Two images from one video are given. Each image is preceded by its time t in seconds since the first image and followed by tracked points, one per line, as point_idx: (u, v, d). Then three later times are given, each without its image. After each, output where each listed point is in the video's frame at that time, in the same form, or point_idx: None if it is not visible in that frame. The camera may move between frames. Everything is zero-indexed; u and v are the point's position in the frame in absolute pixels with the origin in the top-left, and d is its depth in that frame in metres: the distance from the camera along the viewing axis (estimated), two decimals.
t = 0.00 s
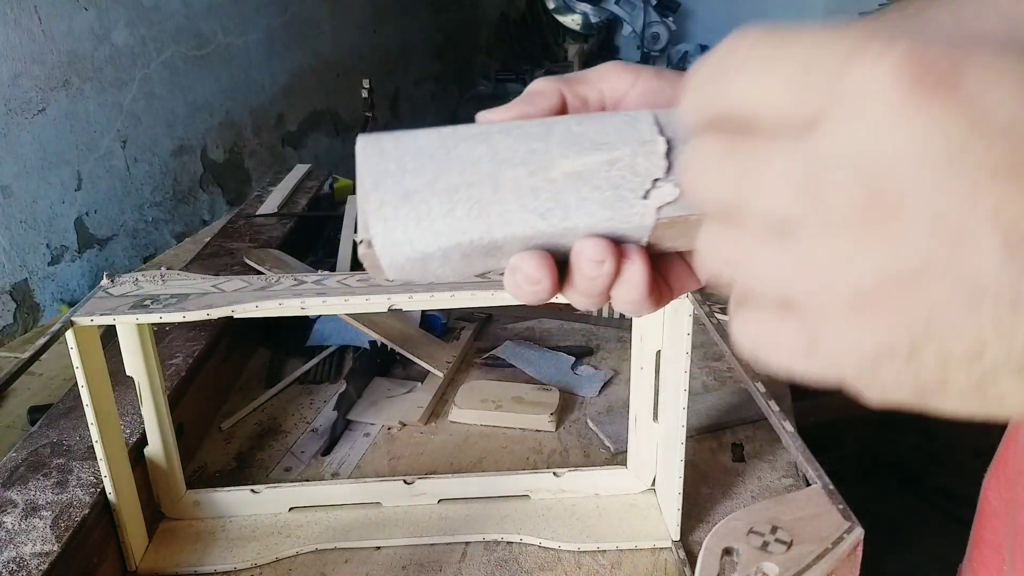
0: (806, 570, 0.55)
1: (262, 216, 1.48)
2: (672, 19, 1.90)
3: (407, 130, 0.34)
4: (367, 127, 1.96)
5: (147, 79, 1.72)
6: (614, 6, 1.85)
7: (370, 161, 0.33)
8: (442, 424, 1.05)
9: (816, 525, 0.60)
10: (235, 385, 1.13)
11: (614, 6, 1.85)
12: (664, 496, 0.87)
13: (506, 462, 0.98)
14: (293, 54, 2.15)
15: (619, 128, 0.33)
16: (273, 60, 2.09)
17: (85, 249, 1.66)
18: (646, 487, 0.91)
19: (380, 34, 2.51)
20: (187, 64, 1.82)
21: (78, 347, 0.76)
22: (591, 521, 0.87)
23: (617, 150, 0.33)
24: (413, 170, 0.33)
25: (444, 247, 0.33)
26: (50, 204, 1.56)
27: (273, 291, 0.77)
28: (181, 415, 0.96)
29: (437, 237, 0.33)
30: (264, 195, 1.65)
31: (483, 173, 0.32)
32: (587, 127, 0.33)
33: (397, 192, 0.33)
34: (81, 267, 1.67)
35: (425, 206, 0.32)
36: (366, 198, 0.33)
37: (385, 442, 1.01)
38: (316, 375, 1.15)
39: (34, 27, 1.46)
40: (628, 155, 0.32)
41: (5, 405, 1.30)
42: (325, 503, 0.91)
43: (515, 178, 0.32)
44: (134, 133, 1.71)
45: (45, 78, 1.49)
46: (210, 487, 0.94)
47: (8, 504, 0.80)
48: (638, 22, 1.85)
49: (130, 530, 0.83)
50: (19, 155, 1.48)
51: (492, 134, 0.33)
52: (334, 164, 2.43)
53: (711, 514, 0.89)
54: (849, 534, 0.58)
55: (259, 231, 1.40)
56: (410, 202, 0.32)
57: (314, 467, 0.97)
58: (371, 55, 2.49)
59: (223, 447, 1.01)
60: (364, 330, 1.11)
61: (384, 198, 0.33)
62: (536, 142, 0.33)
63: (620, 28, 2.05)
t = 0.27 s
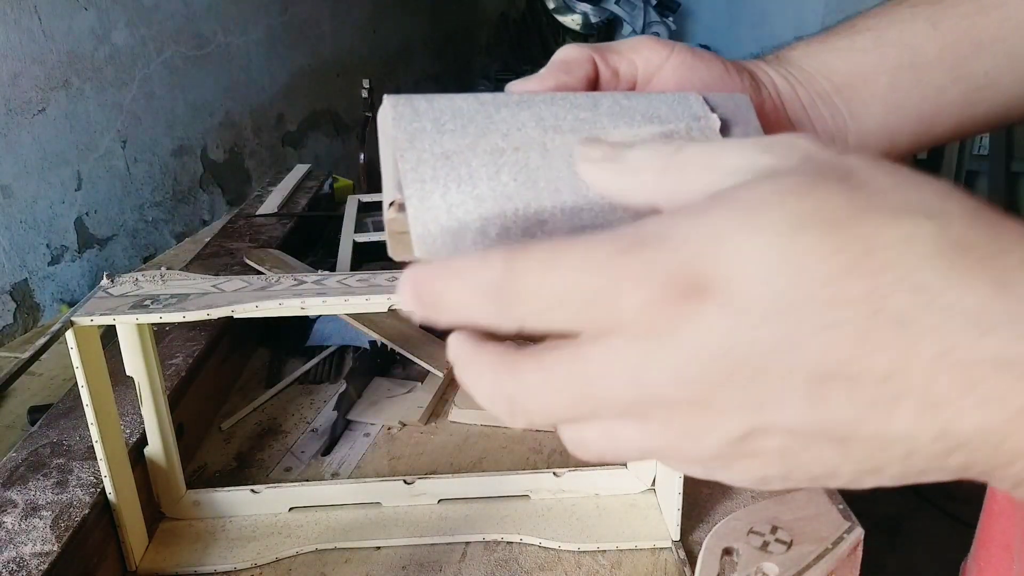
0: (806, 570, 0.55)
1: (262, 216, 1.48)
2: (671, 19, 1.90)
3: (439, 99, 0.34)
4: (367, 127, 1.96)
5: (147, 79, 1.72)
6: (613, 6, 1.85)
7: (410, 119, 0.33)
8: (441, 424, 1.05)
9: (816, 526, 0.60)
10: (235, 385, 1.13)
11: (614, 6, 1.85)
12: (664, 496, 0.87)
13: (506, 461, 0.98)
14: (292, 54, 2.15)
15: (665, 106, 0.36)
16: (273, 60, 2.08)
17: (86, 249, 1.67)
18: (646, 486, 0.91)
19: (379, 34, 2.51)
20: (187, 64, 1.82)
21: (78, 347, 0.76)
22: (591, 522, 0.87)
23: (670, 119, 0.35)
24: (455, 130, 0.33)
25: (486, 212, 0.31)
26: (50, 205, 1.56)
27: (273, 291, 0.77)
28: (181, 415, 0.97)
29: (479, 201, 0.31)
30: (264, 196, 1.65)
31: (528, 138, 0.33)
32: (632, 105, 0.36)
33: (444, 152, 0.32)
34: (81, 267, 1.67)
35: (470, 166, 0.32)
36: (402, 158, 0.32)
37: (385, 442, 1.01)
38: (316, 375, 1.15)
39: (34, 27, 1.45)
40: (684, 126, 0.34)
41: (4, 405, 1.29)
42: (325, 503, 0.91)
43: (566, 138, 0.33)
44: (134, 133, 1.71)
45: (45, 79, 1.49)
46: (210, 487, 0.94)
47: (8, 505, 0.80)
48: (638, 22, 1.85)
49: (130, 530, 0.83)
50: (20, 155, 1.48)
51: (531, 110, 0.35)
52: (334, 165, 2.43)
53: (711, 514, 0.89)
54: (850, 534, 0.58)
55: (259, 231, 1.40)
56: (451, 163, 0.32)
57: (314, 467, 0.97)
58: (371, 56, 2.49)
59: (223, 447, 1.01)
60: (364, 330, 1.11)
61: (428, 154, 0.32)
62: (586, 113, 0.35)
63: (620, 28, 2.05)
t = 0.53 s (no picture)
0: (806, 569, 0.56)
1: (262, 216, 1.48)
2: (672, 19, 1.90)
3: (457, 135, 0.43)
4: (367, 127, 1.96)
5: (147, 79, 1.72)
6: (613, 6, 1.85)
7: (436, 166, 0.41)
8: (441, 424, 1.05)
9: (816, 526, 0.60)
10: (235, 385, 1.13)
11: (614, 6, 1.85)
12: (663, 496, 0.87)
13: (505, 461, 0.98)
14: (292, 54, 2.15)
15: (669, 111, 0.43)
16: (273, 60, 2.08)
17: (85, 249, 1.66)
18: (646, 486, 0.91)
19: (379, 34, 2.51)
20: (187, 64, 1.82)
21: (78, 347, 0.76)
22: (591, 522, 0.87)
23: (674, 127, 0.43)
24: (480, 169, 0.41)
25: (522, 245, 0.40)
26: (49, 204, 1.56)
27: (273, 291, 0.77)
28: (181, 415, 0.97)
29: (512, 227, 0.40)
30: (264, 196, 1.65)
31: (549, 160, 0.41)
32: (643, 111, 0.43)
33: (472, 191, 0.40)
34: (81, 267, 1.67)
35: (499, 201, 0.40)
36: (435, 205, 0.40)
37: (385, 442, 1.01)
38: (317, 375, 1.15)
39: (34, 26, 1.45)
40: (687, 133, 0.43)
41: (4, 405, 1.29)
42: (324, 503, 0.91)
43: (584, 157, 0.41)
44: (134, 133, 1.71)
45: (45, 79, 1.49)
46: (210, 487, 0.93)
47: (9, 504, 0.80)
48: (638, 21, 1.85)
49: (130, 530, 0.83)
50: (19, 155, 1.47)
51: (546, 130, 0.43)
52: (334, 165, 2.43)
53: (711, 514, 0.89)
54: (850, 534, 0.58)
55: (259, 231, 1.40)
56: (481, 201, 0.40)
57: (314, 467, 0.97)
58: (371, 55, 2.49)
59: (223, 447, 1.01)
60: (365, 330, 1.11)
61: (461, 198, 0.40)
62: (604, 126, 0.43)
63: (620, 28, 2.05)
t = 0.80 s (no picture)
0: (805, 569, 0.56)
1: (262, 216, 1.48)
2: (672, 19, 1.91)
3: (469, 173, 0.40)
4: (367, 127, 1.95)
5: (146, 79, 1.72)
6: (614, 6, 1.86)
7: (449, 211, 0.39)
8: (441, 424, 1.05)
9: (816, 525, 0.60)
10: (235, 384, 1.13)
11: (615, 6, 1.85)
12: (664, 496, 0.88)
13: (505, 461, 0.98)
14: (292, 54, 2.15)
15: (684, 155, 0.40)
16: (273, 60, 2.09)
17: (85, 249, 1.66)
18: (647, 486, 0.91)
19: (380, 34, 2.51)
20: (187, 65, 1.82)
21: (79, 348, 0.76)
22: (591, 521, 0.88)
23: (687, 174, 0.39)
24: (493, 217, 0.39)
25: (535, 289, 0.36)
26: (50, 204, 1.56)
27: (273, 292, 0.77)
28: (181, 415, 0.97)
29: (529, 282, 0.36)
30: (264, 196, 1.65)
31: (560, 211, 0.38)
32: (661, 146, 0.40)
33: (484, 240, 0.38)
34: (82, 267, 1.67)
35: (511, 254, 0.37)
36: (447, 251, 0.38)
37: (385, 442, 1.01)
38: (317, 375, 1.15)
39: (33, 27, 1.45)
40: (707, 182, 0.39)
41: (5, 404, 1.30)
42: (324, 503, 0.91)
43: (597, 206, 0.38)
44: (135, 133, 1.71)
45: (45, 79, 1.49)
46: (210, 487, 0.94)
47: (9, 504, 0.80)
48: (638, 21, 1.85)
49: (131, 530, 0.83)
50: (19, 155, 1.48)
51: (559, 175, 0.39)
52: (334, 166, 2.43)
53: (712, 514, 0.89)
54: (850, 534, 0.59)
55: (260, 231, 1.40)
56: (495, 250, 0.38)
57: (314, 467, 0.97)
58: (372, 55, 2.49)
59: (223, 447, 1.01)
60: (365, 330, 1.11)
61: (473, 245, 0.38)
62: (617, 170, 0.39)
63: (620, 28, 2.05)
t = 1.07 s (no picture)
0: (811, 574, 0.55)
1: (260, 215, 1.47)
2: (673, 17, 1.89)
3: (471, 159, 0.44)
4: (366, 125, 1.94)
5: (144, 77, 1.71)
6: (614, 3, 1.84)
7: (446, 191, 0.44)
8: (441, 426, 1.03)
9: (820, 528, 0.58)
10: (233, 385, 1.12)
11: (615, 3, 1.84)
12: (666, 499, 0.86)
13: (506, 463, 0.96)
14: (290, 52, 2.14)
15: (686, 163, 0.44)
16: (271, 58, 2.07)
17: (81, 248, 1.65)
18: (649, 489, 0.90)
19: (379, 33, 2.50)
20: (184, 63, 1.81)
21: (74, 349, 0.74)
22: (592, 525, 0.86)
23: (687, 184, 0.44)
24: (491, 205, 0.44)
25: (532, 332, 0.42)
26: (45, 203, 1.55)
27: (271, 292, 0.76)
28: (177, 417, 0.95)
29: (518, 273, 0.43)
30: (261, 195, 1.63)
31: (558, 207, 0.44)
32: (649, 150, 0.45)
33: (481, 223, 0.44)
34: (78, 267, 1.66)
35: (503, 243, 0.43)
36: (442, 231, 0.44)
37: (384, 444, 1.00)
38: (315, 376, 1.13)
39: (30, 25, 1.44)
40: (699, 190, 0.44)
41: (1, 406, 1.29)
42: (322, 506, 0.89)
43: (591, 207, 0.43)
44: (132, 131, 1.70)
45: (41, 77, 1.48)
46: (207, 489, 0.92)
47: (3, 506, 0.78)
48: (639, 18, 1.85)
49: (128, 533, 0.82)
50: (14, 153, 1.47)
51: (560, 167, 0.44)
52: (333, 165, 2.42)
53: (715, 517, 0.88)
54: (854, 539, 0.56)
55: (257, 230, 1.39)
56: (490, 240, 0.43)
57: (312, 469, 0.96)
58: (370, 53, 2.48)
59: (220, 449, 1.00)
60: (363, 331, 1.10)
61: (476, 260, 0.43)
62: (612, 171, 0.44)
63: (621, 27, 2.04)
